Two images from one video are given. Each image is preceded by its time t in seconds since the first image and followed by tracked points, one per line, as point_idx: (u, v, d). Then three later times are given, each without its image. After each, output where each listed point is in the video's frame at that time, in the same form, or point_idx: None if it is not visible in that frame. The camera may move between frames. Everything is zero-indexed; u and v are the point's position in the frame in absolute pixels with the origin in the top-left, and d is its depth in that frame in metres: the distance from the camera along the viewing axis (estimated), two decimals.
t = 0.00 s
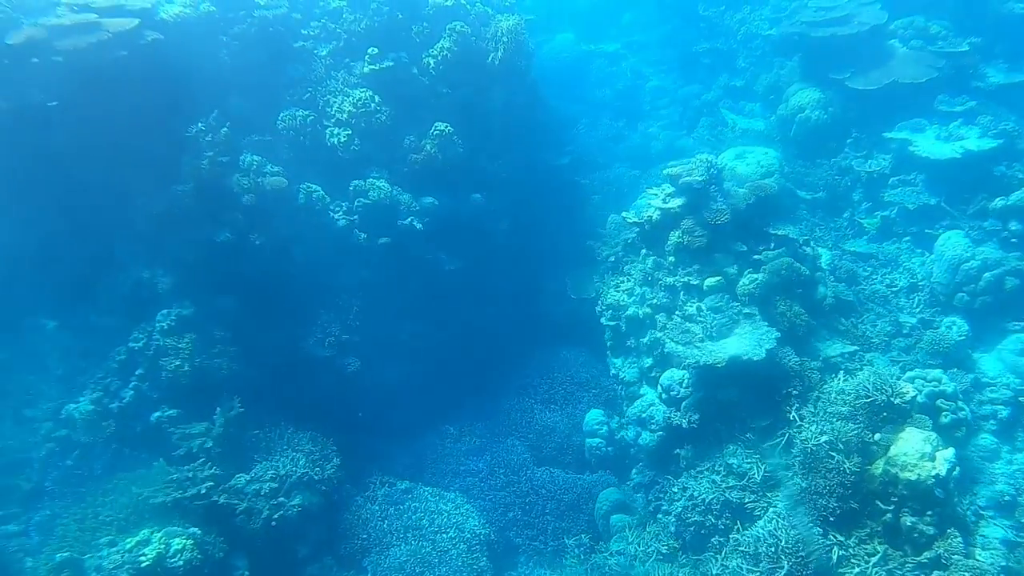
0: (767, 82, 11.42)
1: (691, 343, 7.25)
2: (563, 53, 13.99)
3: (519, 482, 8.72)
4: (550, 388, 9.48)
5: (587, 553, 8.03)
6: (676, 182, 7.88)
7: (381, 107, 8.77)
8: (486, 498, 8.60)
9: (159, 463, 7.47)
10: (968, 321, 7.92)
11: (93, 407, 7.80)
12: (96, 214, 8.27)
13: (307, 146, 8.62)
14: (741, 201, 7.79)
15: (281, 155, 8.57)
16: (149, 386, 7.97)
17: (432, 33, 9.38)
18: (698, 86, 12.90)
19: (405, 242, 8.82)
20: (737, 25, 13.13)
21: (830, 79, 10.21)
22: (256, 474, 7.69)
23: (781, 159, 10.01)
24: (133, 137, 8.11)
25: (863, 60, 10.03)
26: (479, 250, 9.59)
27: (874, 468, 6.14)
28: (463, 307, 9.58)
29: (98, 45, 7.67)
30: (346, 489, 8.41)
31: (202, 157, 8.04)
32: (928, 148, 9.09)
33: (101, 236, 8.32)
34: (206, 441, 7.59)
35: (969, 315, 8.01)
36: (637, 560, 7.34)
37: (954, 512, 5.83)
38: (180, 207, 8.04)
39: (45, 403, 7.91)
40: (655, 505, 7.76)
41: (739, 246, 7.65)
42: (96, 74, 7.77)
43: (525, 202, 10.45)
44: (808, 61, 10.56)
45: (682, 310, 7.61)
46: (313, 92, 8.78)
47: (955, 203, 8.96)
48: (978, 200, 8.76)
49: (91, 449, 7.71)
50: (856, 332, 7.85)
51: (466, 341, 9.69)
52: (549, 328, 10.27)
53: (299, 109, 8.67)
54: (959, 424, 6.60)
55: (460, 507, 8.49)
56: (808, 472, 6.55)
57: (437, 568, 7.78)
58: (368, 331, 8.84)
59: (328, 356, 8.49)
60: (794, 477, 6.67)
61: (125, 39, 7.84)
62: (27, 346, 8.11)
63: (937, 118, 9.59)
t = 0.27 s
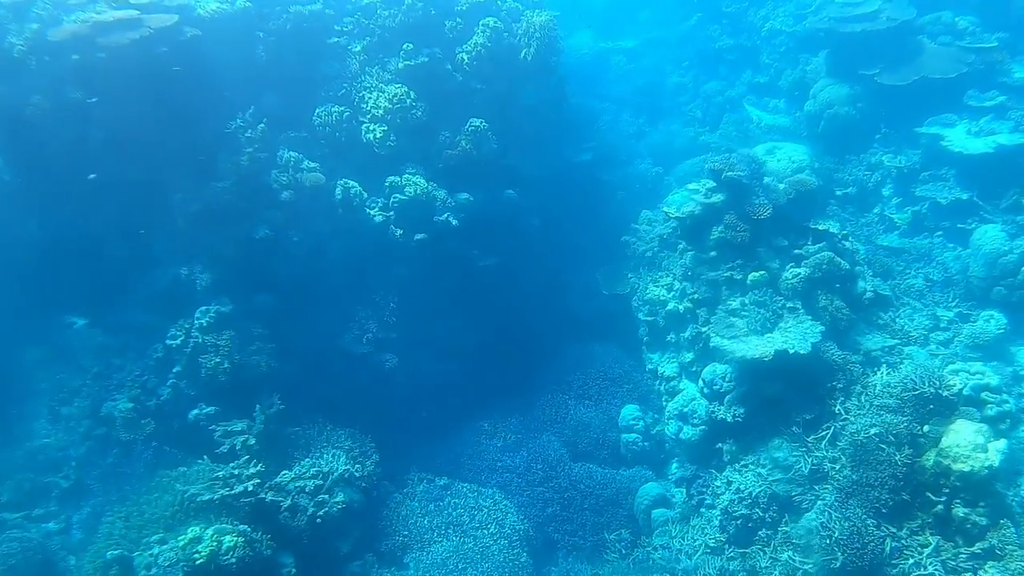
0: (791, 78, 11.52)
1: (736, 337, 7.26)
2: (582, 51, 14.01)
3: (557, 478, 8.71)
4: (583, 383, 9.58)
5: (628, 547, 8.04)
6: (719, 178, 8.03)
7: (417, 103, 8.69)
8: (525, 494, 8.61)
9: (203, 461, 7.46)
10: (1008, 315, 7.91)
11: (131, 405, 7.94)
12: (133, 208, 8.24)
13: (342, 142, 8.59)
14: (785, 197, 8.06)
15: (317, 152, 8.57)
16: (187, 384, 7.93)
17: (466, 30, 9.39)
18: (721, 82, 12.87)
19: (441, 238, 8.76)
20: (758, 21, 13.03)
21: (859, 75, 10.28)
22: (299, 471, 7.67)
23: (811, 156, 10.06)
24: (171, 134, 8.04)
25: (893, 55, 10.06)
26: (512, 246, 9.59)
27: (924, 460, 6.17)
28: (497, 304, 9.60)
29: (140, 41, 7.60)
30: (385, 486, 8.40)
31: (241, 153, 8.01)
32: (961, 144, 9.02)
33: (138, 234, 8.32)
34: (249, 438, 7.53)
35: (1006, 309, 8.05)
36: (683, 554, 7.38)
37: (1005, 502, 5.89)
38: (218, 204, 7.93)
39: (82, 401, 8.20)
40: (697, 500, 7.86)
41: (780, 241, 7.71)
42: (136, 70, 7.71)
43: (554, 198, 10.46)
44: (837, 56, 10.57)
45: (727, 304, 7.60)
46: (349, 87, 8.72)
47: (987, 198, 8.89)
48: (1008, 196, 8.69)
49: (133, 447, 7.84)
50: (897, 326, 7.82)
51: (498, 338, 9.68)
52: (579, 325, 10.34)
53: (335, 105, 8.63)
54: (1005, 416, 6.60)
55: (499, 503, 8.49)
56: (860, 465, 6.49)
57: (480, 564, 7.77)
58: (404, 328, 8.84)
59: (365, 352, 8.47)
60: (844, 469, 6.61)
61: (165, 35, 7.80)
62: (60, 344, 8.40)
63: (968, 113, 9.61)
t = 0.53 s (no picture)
0: (815, 70, 11.58)
1: (779, 326, 7.29)
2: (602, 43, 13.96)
3: (594, 469, 8.74)
4: (616, 375, 9.62)
5: (668, 538, 8.10)
6: (759, 168, 8.15)
7: (451, 95, 8.67)
8: (562, 485, 8.59)
9: (246, 454, 7.50)
10: None
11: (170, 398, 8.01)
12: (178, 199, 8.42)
13: (377, 133, 8.53)
14: (823, 185, 8.03)
15: (352, 143, 8.48)
16: (225, 376, 7.97)
17: (496, 22, 9.42)
18: (743, 75, 12.87)
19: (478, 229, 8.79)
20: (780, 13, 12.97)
21: (887, 65, 10.29)
22: (339, 463, 7.66)
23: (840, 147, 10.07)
24: (208, 125, 8.06)
25: (922, 46, 10.09)
26: (544, 238, 9.60)
27: (973, 446, 6.15)
28: (530, 296, 9.58)
29: (180, 31, 7.56)
30: (422, 478, 8.39)
31: (280, 145, 7.96)
32: (990, 133, 9.00)
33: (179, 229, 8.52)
34: (290, 429, 7.62)
35: None
36: (728, 544, 7.34)
37: None
38: (261, 193, 8.02)
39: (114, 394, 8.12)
40: (739, 489, 7.84)
41: (819, 230, 7.79)
42: (176, 60, 7.67)
43: (584, 190, 10.42)
44: (864, 48, 10.64)
45: (767, 293, 7.64)
46: (383, 79, 8.68)
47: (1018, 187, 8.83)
48: None
49: (172, 439, 7.78)
50: (934, 315, 7.91)
51: (531, 331, 9.68)
52: (609, 318, 10.38)
53: (370, 96, 8.58)
54: None
55: (536, 494, 8.45)
56: (907, 452, 6.50)
57: (523, 555, 7.70)
58: (441, 320, 8.79)
59: (403, 344, 8.43)
60: (890, 456, 6.58)
61: (203, 25, 7.72)
62: (89, 338, 8.38)
63: (995, 104, 9.58)
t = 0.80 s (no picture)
0: (838, 61, 11.59)
1: (820, 313, 7.31)
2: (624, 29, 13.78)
3: (630, 458, 8.80)
4: (648, 365, 9.66)
5: (706, 525, 8.20)
6: (799, 156, 8.19)
7: (485, 84, 8.69)
8: (598, 475, 8.64)
9: (290, 445, 7.56)
10: None
11: (207, 389, 7.97)
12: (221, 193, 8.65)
13: (412, 124, 8.49)
14: (860, 173, 7.98)
15: (387, 133, 8.39)
16: (261, 368, 8.07)
17: (528, 11, 9.34)
18: (764, 66, 12.91)
19: (513, 219, 8.80)
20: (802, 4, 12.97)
21: (917, 56, 10.38)
22: (380, 454, 7.62)
23: (869, 136, 10.05)
24: (244, 115, 7.99)
25: (949, 35, 10.13)
26: (573, 230, 9.67)
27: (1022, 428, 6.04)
28: (562, 287, 9.56)
29: (221, 19, 7.34)
30: (459, 469, 8.37)
31: (317, 134, 7.85)
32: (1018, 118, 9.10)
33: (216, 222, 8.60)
34: (333, 421, 7.62)
35: None
36: (771, 531, 7.42)
37: None
38: (296, 183, 7.91)
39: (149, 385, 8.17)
40: (779, 476, 7.90)
41: (857, 217, 7.85)
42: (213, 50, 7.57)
43: (610, 182, 10.47)
44: (890, 37, 10.72)
45: (807, 281, 7.63)
46: (416, 68, 8.60)
47: None
48: None
49: (213, 430, 7.72)
50: (970, 301, 7.91)
51: (562, 321, 9.68)
52: (638, 309, 10.36)
53: (404, 85, 8.48)
54: None
55: (573, 484, 8.45)
56: (953, 436, 6.43)
57: (565, 543, 7.77)
58: (477, 311, 8.75)
59: (441, 334, 8.35)
60: (934, 442, 6.53)
61: (242, 13, 7.53)
62: (118, 330, 8.44)
63: None
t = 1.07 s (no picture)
0: (860, 53, 11.69)
1: (860, 300, 7.39)
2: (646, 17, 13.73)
3: (666, 449, 8.84)
4: (680, 356, 9.69)
5: (745, 514, 8.24)
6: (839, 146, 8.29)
7: (519, 76, 8.73)
8: (634, 465, 8.70)
9: (332, 437, 7.56)
10: None
11: (246, 382, 8.01)
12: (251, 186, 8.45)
13: (447, 115, 8.52)
14: (898, 163, 8.10)
15: (423, 125, 8.39)
16: (297, 360, 8.07)
17: (559, 3, 9.32)
18: (784, 60, 12.99)
19: (546, 211, 8.81)
20: None
21: (943, 46, 10.31)
22: (421, 446, 7.62)
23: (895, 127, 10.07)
24: (282, 107, 7.94)
25: (974, 25, 10.08)
26: (606, 221, 9.62)
27: None
28: (594, 279, 9.59)
29: (262, 9, 7.39)
30: (497, 460, 8.36)
31: (356, 126, 7.80)
32: None
33: (249, 215, 8.58)
34: (376, 412, 7.60)
35: None
36: (815, 519, 7.51)
37: None
38: (334, 175, 7.85)
39: (184, 379, 8.73)
40: (818, 464, 7.93)
41: (896, 208, 7.90)
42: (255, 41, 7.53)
43: (639, 171, 10.38)
44: (913, 29, 10.64)
45: (846, 270, 7.68)
46: (450, 60, 8.66)
47: None
48: None
49: (252, 422, 7.82)
50: (1007, 290, 7.69)
51: (594, 313, 9.70)
52: (668, 300, 10.34)
53: (438, 77, 8.51)
54: None
55: (609, 474, 8.53)
56: (998, 422, 6.34)
57: (605, 534, 7.84)
58: (513, 302, 8.76)
59: (477, 326, 8.35)
60: (978, 429, 6.50)
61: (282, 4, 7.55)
62: (151, 325, 9.09)
63: None
